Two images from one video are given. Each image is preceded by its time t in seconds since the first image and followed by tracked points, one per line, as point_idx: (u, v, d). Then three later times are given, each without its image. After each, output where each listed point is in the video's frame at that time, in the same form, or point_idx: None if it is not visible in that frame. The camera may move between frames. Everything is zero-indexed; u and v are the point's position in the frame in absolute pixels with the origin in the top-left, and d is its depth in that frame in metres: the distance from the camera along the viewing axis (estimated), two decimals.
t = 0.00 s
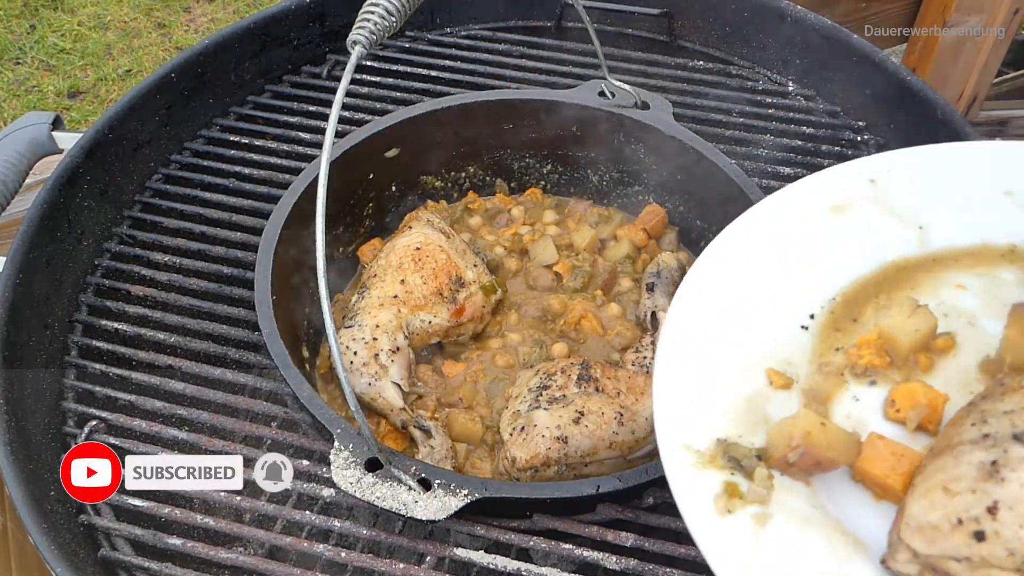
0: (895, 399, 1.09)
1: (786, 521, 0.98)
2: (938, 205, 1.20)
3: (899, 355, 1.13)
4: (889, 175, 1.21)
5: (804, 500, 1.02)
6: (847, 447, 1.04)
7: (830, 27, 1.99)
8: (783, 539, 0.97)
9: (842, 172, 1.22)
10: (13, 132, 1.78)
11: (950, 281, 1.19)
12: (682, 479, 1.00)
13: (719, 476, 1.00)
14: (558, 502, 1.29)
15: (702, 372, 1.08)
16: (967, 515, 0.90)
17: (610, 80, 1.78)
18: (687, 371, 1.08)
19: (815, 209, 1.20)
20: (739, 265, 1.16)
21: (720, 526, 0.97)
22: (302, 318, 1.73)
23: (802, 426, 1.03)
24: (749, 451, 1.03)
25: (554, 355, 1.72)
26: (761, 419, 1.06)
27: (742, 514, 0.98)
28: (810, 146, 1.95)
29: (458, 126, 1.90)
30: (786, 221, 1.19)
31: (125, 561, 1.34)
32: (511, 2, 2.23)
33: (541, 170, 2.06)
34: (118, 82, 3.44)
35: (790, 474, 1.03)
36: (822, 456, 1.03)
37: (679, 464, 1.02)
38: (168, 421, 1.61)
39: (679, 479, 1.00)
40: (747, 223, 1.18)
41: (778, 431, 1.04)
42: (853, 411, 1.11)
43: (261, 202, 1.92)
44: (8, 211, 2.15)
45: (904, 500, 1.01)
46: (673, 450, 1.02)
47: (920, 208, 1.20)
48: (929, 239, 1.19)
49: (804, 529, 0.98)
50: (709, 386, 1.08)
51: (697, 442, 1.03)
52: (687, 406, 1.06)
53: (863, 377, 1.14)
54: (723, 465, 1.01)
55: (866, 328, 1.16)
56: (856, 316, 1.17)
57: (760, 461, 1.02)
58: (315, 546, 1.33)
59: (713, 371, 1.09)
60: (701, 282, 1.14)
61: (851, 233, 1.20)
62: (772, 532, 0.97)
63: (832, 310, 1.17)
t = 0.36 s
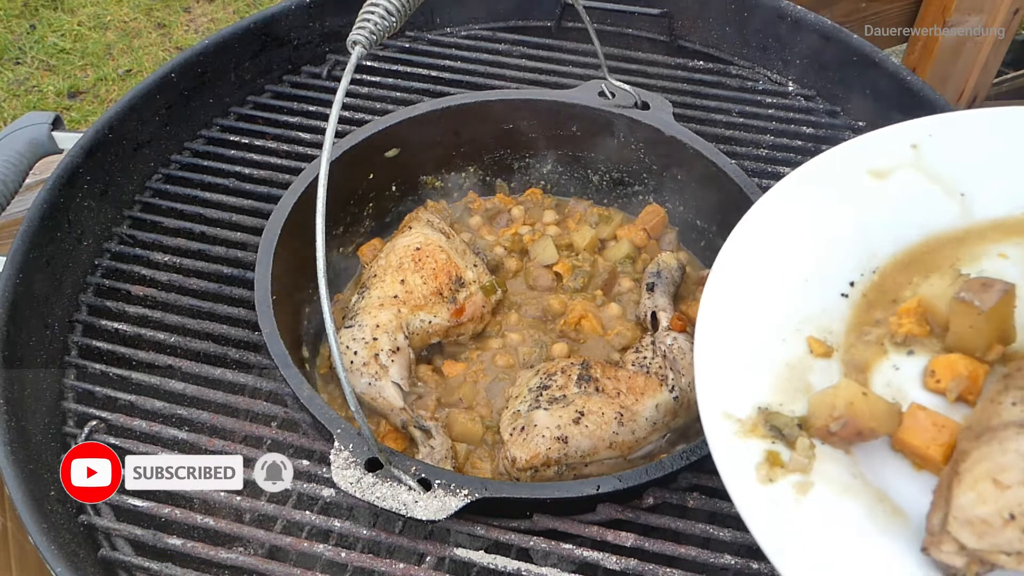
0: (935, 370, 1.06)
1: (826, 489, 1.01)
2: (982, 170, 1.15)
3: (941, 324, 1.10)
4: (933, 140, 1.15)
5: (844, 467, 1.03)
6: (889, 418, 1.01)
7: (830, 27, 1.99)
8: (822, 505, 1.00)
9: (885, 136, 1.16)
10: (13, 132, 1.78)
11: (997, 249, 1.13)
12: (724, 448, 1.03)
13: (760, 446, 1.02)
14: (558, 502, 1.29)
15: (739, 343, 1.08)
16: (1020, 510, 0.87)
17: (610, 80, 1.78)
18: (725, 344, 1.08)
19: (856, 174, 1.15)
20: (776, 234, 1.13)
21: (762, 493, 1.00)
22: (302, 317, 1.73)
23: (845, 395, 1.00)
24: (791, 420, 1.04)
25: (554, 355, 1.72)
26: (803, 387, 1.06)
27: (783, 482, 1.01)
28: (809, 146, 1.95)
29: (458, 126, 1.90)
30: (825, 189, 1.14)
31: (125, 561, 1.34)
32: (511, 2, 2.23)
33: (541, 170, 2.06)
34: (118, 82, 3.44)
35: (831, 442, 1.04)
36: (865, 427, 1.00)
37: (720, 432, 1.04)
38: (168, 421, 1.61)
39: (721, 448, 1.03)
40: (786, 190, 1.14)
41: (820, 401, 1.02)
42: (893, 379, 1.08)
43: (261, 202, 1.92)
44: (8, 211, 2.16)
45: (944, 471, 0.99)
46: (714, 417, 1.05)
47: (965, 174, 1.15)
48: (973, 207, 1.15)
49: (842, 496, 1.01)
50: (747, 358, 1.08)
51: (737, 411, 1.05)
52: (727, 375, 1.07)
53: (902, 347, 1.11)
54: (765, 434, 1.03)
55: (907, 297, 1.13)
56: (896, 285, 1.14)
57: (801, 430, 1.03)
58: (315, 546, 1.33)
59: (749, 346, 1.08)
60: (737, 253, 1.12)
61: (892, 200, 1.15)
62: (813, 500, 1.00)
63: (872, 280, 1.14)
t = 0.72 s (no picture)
0: (922, 369, 1.09)
1: (815, 481, 1.01)
2: (969, 183, 1.20)
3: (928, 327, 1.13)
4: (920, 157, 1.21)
5: (834, 462, 1.04)
6: (875, 411, 1.04)
7: (830, 28, 1.99)
8: (813, 497, 0.99)
9: (874, 151, 1.22)
10: (12, 132, 1.78)
11: (981, 256, 1.17)
12: (717, 441, 1.03)
13: (751, 439, 1.03)
14: (558, 502, 1.29)
15: (734, 343, 1.10)
16: (983, 491, 0.91)
17: (610, 80, 1.78)
18: (720, 342, 1.10)
19: (848, 185, 1.20)
20: (772, 238, 1.17)
21: (753, 483, 1.00)
22: (301, 317, 1.73)
23: (833, 390, 1.03)
24: (782, 414, 1.04)
25: (554, 355, 1.72)
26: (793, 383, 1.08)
27: (773, 474, 1.01)
28: (809, 146, 1.95)
29: (458, 127, 1.90)
30: (818, 200, 1.19)
31: (126, 561, 1.34)
32: (511, 2, 2.23)
33: (541, 170, 2.06)
34: (118, 82, 3.43)
35: (820, 437, 1.04)
36: (853, 419, 1.02)
37: (714, 426, 1.04)
38: (168, 421, 1.61)
39: (714, 441, 1.03)
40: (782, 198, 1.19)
41: (809, 396, 1.05)
42: (880, 380, 1.11)
43: (261, 202, 1.92)
44: (8, 211, 2.16)
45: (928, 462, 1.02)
46: (709, 412, 1.05)
47: (950, 187, 1.20)
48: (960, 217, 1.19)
49: (833, 490, 1.01)
50: (740, 356, 1.09)
51: (731, 406, 1.06)
52: (721, 372, 1.08)
53: (891, 349, 1.13)
54: (756, 428, 1.04)
55: (897, 300, 1.16)
56: (886, 288, 1.17)
57: (791, 424, 1.04)
58: (315, 546, 1.33)
59: (743, 345, 1.10)
60: (735, 256, 1.15)
61: (883, 209, 1.19)
62: (802, 491, 1.00)
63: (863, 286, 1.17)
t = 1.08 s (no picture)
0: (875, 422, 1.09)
1: (776, 525, 1.04)
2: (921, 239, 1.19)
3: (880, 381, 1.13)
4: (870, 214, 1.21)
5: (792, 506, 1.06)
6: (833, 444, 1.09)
7: (830, 27, 1.99)
8: (773, 538, 1.02)
9: (826, 210, 1.22)
10: (12, 132, 1.78)
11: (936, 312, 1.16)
12: (679, 487, 1.05)
13: (712, 484, 1.06)
14: (558, 502, 1.29)
15: (692, 399, 1.12)
16: (799, 344, 1.05)
17: (610, 80, 1.79)
18: (679, 396, 1.12)
19: (799, 243, 1.20)
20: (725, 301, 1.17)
21: (713, 527, 1.03)
22: (301, 318, 1.73)
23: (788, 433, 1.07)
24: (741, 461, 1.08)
25: (553, 355, 1.72)
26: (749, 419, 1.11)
27: (734, 518, 1.04)
28: (809, 146, 1.95)
29: (458, 127, 1.90)
30: (772, 261, 1.19)
31: (126, 561, 1.34)
32: (511, 2, 2.23)
33: (541, 170, 2.06)
34: (118, 82, 3.44)
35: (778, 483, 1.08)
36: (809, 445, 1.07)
37: (676, 474, 1.07)
38: (168, 421, 1.61)
39: (676, 489, 1.05)
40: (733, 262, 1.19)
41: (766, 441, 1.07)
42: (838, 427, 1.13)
43: (261, 202, 1.92)
44: (8, 211, 2.16)
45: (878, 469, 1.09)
46: (670, 460, 1.08)
47: (903, 243, 1.19)
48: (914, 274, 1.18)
49: (793, 532, 1.03)
50: (700, 407, 1.12)
51: (692, 453, 1.08)
52: (679, 421, 1.10)
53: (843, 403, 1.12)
54: (717, 475, 1.06)
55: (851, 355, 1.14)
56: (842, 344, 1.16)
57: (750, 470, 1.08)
58: (315, 546, 1.33)
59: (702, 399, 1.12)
60: (689, 319, 1.16)
61: (837, 265, 1.18)
62: (762, 533, 1.03)
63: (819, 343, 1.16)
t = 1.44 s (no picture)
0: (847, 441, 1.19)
1: (755, 557, 1.09)
2: (875, 258, 1.38)
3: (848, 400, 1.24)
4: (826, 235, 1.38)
5: (770, 536, 1.12)
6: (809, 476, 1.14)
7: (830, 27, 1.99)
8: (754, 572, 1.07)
9: (785, 233, 1.38)
10: (12, 132, 1.78)
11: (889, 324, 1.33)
12: (662, 526, 1.10)
13: (694, 521, 1.10)
14: (558, 502, 1.29)
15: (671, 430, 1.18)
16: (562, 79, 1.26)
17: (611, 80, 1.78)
18: (659, 429, 1.17)
19: (765, 268, 1.35)
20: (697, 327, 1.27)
21: (697, 566, 1.07)
22: (301, 318, 1.72)
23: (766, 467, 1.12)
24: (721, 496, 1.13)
25: (553, 355, 1.72)
26: (723, 446, 1.18)
27: (717, 555, 1.08)
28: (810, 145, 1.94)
29: (458, 127, 1.90)
30: (740, 285, 1.32)
31: (126, 561, 1.34)
32: (511, 3, 2.23)
33: (541, 170, 2.06)
34: (118, 82, 3.43)
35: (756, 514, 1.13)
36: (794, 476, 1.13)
37: (657, 509, 1.11)
38: (168, 421, 1.61)
39: (659, 525, 1.09)
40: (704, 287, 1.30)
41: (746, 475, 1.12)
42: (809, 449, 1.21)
43: (261, 202, 1.92)
44: (8, 211, 2.16)
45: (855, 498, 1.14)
46: (653, 495, 1.12)
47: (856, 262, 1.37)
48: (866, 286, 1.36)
49: (772, 563, 1.09)
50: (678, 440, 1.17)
51: (673, 489, 1.13)
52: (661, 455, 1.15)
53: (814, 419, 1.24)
54: (699, 511, 1.11)
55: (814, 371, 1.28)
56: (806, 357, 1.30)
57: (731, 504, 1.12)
58: (315, 546, 1.33)
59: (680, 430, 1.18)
60: (668, 344, 1.25)
61: (797, 286, 1.35)
62: (745, 568, 1.07)
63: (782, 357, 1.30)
